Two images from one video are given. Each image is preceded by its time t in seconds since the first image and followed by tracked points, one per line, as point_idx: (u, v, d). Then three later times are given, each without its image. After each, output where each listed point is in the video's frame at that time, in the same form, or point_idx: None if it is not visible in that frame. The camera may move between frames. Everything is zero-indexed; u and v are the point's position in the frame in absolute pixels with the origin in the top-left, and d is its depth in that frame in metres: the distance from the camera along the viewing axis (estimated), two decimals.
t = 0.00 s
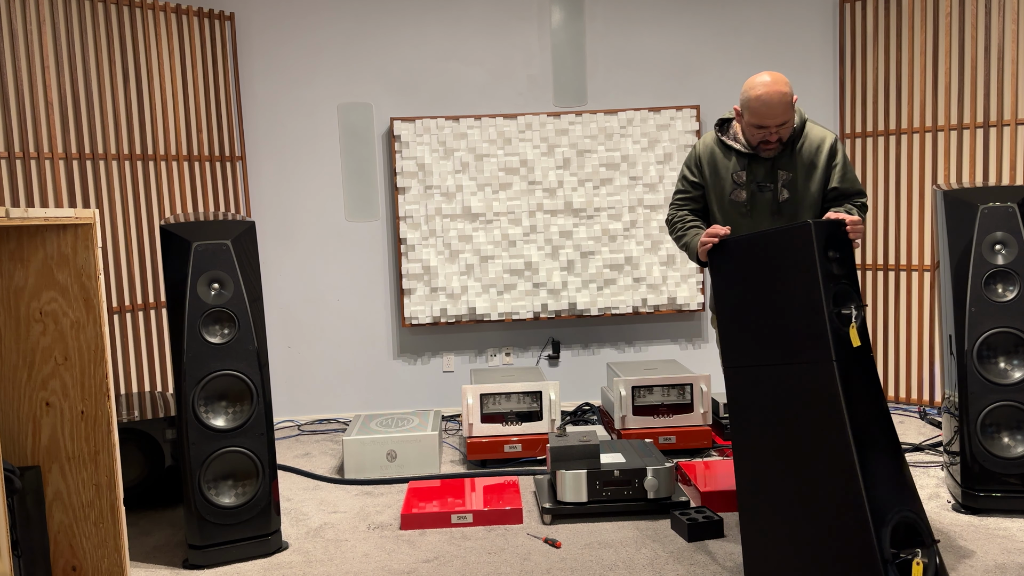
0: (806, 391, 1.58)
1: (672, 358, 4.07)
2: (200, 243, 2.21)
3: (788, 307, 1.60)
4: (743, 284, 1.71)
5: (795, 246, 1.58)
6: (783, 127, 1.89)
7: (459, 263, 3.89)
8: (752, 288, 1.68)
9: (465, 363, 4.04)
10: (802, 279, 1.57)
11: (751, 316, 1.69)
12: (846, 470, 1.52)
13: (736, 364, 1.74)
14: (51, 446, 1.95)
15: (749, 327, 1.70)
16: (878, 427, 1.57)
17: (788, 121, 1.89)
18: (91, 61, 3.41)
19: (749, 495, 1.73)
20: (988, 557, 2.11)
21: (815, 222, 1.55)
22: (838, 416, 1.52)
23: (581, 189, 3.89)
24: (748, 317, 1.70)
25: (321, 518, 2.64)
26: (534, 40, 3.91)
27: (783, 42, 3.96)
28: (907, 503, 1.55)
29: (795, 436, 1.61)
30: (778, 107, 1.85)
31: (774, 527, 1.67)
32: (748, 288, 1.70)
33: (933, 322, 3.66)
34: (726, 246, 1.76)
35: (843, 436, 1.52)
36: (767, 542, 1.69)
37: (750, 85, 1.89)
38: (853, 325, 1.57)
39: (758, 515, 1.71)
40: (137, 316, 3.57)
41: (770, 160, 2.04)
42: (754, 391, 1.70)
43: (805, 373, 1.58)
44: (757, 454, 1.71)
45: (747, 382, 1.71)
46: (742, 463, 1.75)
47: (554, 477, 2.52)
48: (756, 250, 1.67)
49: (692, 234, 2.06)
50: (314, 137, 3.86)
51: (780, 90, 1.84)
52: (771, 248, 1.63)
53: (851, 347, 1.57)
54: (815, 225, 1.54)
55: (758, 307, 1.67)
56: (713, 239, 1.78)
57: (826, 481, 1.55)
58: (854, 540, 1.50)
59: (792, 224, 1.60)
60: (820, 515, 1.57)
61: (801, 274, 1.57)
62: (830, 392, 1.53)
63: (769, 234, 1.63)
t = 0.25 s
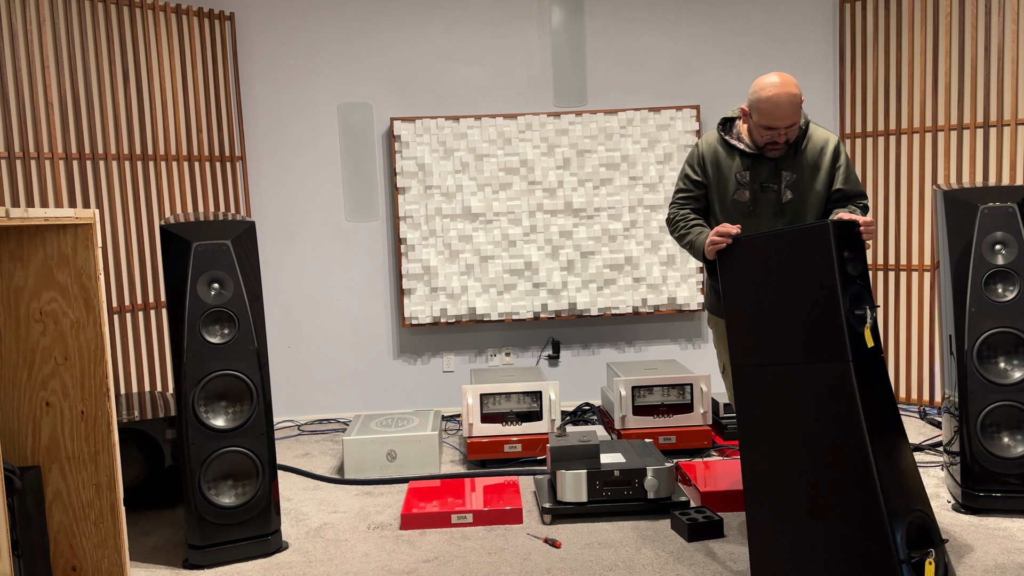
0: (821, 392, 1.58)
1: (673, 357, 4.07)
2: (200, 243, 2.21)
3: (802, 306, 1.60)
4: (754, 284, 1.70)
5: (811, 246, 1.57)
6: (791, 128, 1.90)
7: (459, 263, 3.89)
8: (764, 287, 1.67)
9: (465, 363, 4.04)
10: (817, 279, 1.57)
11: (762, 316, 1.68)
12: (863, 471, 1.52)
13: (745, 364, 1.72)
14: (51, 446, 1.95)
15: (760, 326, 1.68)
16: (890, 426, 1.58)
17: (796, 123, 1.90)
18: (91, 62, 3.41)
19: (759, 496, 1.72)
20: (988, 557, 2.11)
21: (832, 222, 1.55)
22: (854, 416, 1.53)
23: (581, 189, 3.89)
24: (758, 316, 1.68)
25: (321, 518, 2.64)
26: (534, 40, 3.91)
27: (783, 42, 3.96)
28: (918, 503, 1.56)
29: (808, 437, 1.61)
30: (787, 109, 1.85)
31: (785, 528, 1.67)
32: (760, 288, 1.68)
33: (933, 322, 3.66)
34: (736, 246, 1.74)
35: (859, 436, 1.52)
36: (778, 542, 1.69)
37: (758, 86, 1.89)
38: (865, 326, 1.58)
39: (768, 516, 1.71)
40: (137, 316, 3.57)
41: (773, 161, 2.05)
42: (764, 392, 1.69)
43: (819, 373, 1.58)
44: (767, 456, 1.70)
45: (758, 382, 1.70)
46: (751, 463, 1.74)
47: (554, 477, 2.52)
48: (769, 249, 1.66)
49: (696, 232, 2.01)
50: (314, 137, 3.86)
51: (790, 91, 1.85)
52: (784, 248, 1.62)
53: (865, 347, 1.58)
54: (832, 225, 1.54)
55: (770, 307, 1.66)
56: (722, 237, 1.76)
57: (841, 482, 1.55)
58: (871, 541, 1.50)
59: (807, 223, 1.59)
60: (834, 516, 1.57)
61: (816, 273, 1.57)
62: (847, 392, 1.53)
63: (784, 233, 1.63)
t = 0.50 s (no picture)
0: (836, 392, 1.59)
1: (673, 357, 4.07)
2: (200, 243, 2.21)
3: (816, 306, 1.60)
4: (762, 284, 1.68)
5: (829, 245, 1.58)
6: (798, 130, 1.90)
7: (459, 263, 3.89)
8: (774, 287, 1.66)
9: (465, 363, 4.04)
10: (833, 280, 1.57)
11: (772, 315, 1.66)
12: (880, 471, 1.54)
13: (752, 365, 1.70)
14: (51, 446, 1.95)
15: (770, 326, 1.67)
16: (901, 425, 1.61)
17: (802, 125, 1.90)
18: (91, 62, 3.41)
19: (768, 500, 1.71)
20: (988, 557, 2.11)
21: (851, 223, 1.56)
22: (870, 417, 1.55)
23: (581, 189, 3.89)
24: (768, 316, 1.67)
25: (321, 518, 2.64)
26: (534, 40, 3.91)
27: (783, 42, 3.96)
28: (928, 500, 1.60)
29: (822, 438, 1.61)
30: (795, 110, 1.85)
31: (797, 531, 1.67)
32: (769, 287, 1.67)
33: (933, 322, 3.66)
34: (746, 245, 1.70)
35: (877, 437, 1.54)
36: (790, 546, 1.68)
37: (762, 89, 1.89)
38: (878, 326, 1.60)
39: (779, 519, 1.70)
40: (137, 316, 3.57)
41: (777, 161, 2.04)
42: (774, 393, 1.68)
43: (834, 374, 1.59)
44: (777, 458, 1.69)
45: (766, 383, 1.69)
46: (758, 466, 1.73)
47: (554, 477, 2.52)
48: (781, 249, 1.64)
49: (701, 231, 1.98)
50: (314, 137, 3.86)
51: (795, 92, 1.85)
52: (799, 248, 1.62)
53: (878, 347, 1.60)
54: (849, 225, 1.56)
55: (781, 306, 1.65)
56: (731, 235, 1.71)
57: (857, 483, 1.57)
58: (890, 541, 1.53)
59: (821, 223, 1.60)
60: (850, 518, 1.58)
61: (832, 273, 1.58)
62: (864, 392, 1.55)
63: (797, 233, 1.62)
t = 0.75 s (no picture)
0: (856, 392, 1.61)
1: (673, 357, 4.07)
2: (200, 243, 2.21)
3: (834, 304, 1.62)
4: (775, 284, 1.67)
5: (849, 248, 1.61)
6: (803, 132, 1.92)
7: (459, 263, 3.89)
8: (789, 287, 1.66)
9: (465, 363, 4.04)
10: (852, 277, 1.61)
11: (788, 316, 1.65)
12: (905, 468, 1.58)
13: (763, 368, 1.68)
14: (51, 446, 1.95)
15: (784, 327, 1.66)
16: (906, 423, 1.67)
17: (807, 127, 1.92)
18: (91, 62, 3.41)
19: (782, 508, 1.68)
20: (988, 557, 2.11)
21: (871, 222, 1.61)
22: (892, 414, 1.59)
23: (581, 189, 3.89)
24: (782, 317, 1.66)
25: (320, 518, 2.64)
26: (534, 40, 3.91)
27: (783, 42, 3.96)
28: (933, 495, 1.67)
29: (842, 440, 1.62)
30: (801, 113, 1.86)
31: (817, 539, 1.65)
32: (783, 288, 1.66)
33: (933, 322, 3.66)
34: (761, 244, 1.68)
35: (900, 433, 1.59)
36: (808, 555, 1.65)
37: (767, 93, 1.89)
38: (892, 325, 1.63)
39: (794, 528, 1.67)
40: (137, 316, 3.57)
41: (778, 163, 2.05)
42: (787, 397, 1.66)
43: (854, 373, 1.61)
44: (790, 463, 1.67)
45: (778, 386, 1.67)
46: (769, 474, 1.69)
47: (554, 477, 2.52)
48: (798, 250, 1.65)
49: (705, 229, 1.95)
50: (314, 137, 3.86)
51: (800, 95, 1.86)
52: (817, 248, 1.63)
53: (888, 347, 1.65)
54: (869, 225, 1.61)
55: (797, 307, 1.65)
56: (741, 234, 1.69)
57: (880, 481, 1.60)
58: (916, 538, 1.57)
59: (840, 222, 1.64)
60: (873, 519, 1.60)
61: (851, 272, 1.61)
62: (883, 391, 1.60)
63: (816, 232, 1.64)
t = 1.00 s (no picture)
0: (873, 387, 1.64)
1: (672, 357, 4.07)
2: (200, 243, 2.21)
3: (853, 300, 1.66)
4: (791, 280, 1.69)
5: (869, 245, 1.67)
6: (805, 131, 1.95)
7: (459, 263, 3.89)
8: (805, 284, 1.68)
9: (465, 363, 4.04)
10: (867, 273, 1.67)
11: (805, 312, 1.68)
12: (923, 464, 1.61)
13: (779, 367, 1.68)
14: (51, 446, 1.95)
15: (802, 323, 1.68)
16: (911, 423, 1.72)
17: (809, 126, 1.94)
18: (91, 62, 3.41)
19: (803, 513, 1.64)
20: (988, 558, 2.11)
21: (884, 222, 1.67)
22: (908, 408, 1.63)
23: (581, 189, 3.89)
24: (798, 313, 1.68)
25: (320, 518, 2.64)
26: (534, 40, 3.91)
27: (783, 42, 3.96)
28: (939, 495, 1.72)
29: (862, 434, 1.63)
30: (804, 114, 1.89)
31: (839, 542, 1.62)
32: (800, 284, 1.69)
33: (933, 322, 3.66)
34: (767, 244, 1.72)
35: (918, 429, 1.62)
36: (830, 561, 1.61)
37: (768, 93, 1.91)
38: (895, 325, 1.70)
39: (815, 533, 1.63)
40: (137, 316, 3.57)
41: (777, 164, 2.06)
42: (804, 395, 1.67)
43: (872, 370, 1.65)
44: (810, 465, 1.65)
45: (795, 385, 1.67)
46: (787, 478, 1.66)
47: (554, 477, 2.52)
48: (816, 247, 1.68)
49: (713, 229, 1.96)
50: (314, 137, 3.86)
51: (802, 96, 1.88)
52: (835, 245, 1.67)
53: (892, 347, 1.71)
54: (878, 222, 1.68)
55: (814, 304, 1.67)
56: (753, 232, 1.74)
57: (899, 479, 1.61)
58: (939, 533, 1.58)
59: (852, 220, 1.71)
60: (896, 518, 1.60)
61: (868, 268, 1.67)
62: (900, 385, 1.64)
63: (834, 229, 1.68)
